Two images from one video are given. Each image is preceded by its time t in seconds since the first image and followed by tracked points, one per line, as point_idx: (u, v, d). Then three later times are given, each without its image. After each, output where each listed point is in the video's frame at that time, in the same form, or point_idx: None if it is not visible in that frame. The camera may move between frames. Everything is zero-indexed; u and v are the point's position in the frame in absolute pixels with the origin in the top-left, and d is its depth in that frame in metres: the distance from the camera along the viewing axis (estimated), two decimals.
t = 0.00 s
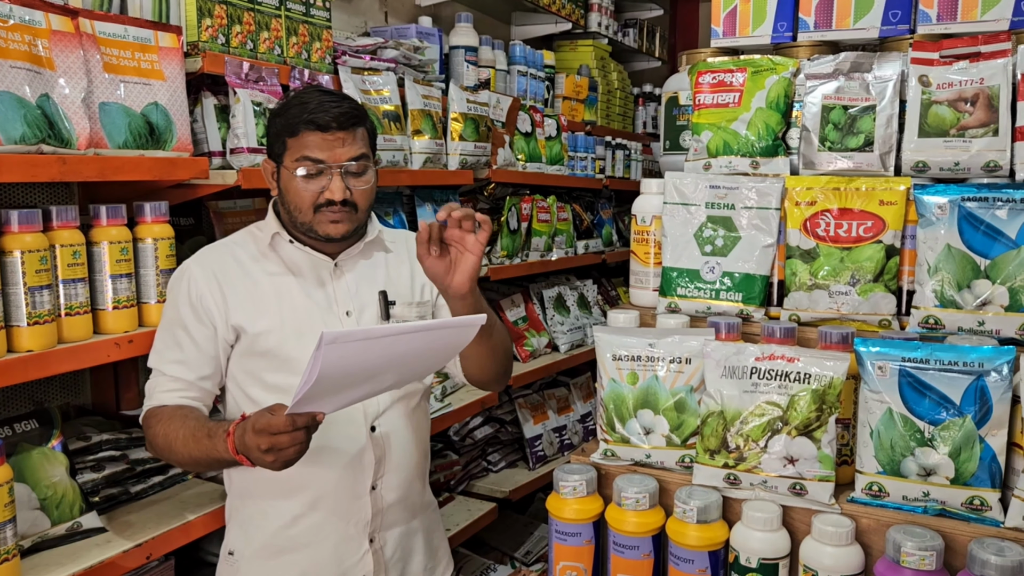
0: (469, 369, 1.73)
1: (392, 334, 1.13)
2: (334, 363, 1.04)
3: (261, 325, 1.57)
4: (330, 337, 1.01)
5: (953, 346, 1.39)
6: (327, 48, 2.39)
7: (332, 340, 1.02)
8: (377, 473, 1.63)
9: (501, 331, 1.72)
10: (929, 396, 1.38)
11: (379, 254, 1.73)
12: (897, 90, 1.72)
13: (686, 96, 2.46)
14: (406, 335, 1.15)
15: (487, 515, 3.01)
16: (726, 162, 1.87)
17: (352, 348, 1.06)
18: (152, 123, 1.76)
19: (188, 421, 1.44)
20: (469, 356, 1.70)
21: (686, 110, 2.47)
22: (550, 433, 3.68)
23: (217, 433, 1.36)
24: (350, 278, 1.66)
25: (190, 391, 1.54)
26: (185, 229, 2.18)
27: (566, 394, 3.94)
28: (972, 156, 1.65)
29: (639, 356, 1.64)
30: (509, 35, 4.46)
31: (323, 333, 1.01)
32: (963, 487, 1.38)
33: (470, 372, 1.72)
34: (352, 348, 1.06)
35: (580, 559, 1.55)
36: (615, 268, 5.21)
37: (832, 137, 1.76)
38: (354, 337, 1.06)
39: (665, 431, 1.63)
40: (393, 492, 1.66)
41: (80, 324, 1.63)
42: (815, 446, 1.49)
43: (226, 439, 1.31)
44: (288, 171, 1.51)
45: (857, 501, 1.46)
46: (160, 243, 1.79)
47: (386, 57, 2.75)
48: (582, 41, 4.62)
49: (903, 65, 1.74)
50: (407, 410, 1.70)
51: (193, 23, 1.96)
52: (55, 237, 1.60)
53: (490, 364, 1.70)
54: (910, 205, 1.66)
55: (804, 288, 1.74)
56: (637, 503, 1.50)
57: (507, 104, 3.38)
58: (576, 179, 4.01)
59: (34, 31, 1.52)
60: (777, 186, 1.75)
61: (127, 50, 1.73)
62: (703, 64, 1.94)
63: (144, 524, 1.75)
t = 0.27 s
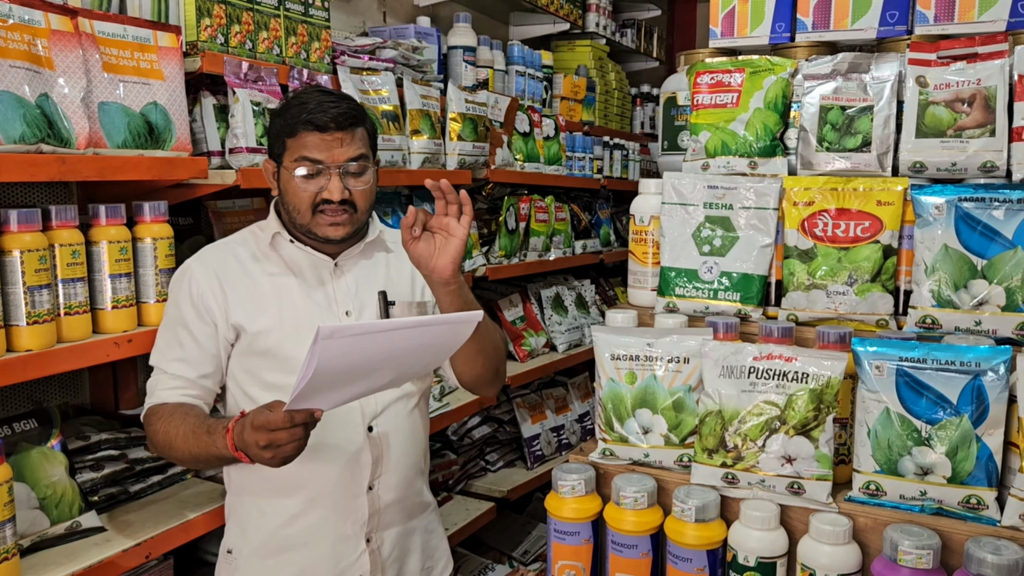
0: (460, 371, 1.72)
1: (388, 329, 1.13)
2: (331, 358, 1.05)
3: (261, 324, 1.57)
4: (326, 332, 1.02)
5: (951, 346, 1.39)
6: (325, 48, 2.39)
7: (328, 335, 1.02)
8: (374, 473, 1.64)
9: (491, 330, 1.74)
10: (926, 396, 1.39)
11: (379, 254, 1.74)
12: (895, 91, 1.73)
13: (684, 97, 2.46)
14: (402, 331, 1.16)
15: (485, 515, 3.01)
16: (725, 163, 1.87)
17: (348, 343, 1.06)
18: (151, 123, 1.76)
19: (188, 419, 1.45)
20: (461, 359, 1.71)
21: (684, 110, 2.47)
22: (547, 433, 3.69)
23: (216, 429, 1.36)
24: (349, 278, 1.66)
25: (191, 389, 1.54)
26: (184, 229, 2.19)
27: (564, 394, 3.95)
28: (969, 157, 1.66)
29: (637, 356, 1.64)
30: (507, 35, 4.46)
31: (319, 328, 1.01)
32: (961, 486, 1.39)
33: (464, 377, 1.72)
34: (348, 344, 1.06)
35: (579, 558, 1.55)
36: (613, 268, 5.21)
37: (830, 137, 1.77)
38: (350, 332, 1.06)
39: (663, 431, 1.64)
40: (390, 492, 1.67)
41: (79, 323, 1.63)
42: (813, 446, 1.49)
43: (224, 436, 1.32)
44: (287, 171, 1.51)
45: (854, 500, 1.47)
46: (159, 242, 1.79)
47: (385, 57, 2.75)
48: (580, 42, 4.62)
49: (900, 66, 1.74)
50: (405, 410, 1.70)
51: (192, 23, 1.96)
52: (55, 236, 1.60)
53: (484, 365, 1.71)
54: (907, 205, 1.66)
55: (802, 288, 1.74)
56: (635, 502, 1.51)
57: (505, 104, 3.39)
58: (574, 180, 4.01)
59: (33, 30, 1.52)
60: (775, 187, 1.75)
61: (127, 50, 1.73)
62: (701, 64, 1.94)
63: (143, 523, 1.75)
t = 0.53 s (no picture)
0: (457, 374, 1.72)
1: (388, 330, 1.13)
2: (329, 358, 1.05)
3: (261, 323, 1.57)
4: (326, 333, 1.02)
5: (949, 345, 1.40)
6: (324, 47, 2.39)
7: (327, 336, 1.02)
8: (373, 472, 1.64)
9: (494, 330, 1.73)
10: (924, 394, 1.39)
11: (379, 253, 1.74)
12: (893, 90, 1.73)
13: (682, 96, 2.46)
14: (403, 332, 1.15)
15: (483, 514, 3.01)
16: (723, 162, 1.88)
17: (348, 344, 1.06)
18: (149, 122, 1.76)
19: (187, 416, 1.45)
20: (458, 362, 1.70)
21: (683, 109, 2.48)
22: (545, 432, 3.69)
23: (214, 427, 1.36)
24: (350, 277, 1.66)
25: (190, 387, 1.54)
26: (182, 227, 2.19)
27: (562, 393, 3.95)
28: (967, 156, 1.66)
29: (636, 355, 1.64)
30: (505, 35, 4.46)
31: (318, 329, 1.01)
32: (958, 484, 1.39)
33: (458, 381, 1.73)
34: (348, 345, 1.06)
35: (577, 557, 1.55)
36: (611, 267, 5.22)
37: (828, 136, 1.77)
38: (350, 333, 1.06)
39: (662, 429, 1.64)
40: (389, 491, 1.67)
41: (77, 322, 1.63)
42: (811, 444, 1.49)
43: (223, 434, 1.32)
44: (286, 168, 1.51)
45: (852, 498, 1.47)
46: (157, 241, 1.79)
47: (383, 56, 2.75)
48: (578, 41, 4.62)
49: (898, 65, 1.74)
50: (404, 410, 1.70)
51: (190, 22, 1.96)
52: (53, 235, 1.60)
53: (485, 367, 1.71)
54: (905, 205, 1.66)
55: (800, 287, 1.74)
56: (633, 500, 1.51)
57: (503, 103, 3.39)
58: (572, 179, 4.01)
59: (32, 28, 1.52)
60: (774, 186, 1.75)
61: (125, 48, 1.73)
62: (700, 63, 1.94)
63: (141, 522, 1.75)
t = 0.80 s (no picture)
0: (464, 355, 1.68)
1: (390, 335, 1.13)
2: (332, 362, 1.04)
3: (261, 322, 1.58)
4: (328, 338, 1.01)
5: (945, 343, 1.40)
6: (321, 46, 2.39)
7: (329, 341, 1.02)
8: (373, 473, 1.64)
9: (502, 326, 1.69)
10: (921, 393, 1.40)
11: (380, 252, 1.73)
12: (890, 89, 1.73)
13: (680, 95, 2.46)
14: (405, 337, 1.15)
15: (480, 513, 3.02)
16: (720, 161, 1.88)
17: (350, 349, 1.06)
18: (147, 120, 1.76)
19: (187, 415, 1.44)
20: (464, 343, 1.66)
21: (680, 108, 2.48)
22: (543, 431, 3.69)
23: (214, 427, 1.36)
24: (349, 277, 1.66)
25: (189, 386, 1.54)
26: (180, 226, 2.19)
27: (559, 392, 3.95)
28: (963, 155, 1.67)
29: (634, 353, 1.64)
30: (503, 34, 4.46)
31: (322, 334, 1.01)
32: (955, 483, 1.39)
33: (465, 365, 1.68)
34: (350, 350, 1.06)
35: (575, 555, 1.56)
36: (608, 266, 5.22)
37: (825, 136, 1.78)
38: (353, 338, 1.05)
39: (659, 428, 1.64)
40: (389, 491, 1.67)
41: (74, 321, 1.63)
42: (808, 443, 1.49)
43: (224, 434, 1.32)
44: (286, 162, 1.52)
45: (849, 497, 1.48)
46: (155, 240, 1.79)
47: (381, 55, 2.75)
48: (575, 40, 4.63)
49: (895, 65, 1.75)
50: (404, 410, 1.70)
51: (188, 21, 1.95)
52: (50, 234, 1.60)
53: (481, 369, 1.68)
54: (902, 204, 1.67)
55: (797, 286, 1.75)
56: (631, 499, 1.51)
57: (501, 102, 3.39)
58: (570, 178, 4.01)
59: (30, 27, 1.51)
60: (771, 185, 1.76)
61: (123, 47, 1.73)
62: (697, 63, 1.95)
63: (140, 521, 1.75)
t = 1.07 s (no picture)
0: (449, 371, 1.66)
1: (384, 349, 1.12)
2: (324, 374, 1.04)
3: (256, 322, 1.57)
4: (320, 351, 1.01)
5: (940, 342, 1.41)
6: (317, 45, 2.38)
7: (321, 354, 1.01)
8: (366, 476, 1.63)
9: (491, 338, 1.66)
10: (915, 391, 1.40)
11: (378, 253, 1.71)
12: (885, 89, 1.74)
13: (676, 95, 2.47)
14: (399, 351, 1.15)
15: (476, 512, 3.02)
16: (716, 160, 1.88)
17: (343, 362, 1.05)
18: (142, 119, 1.76)
19: (183, 417, 1.44)
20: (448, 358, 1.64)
21: (676, 108, 2.48)
22: (539, 430, 3.69)
23: (210, 431, 1.36)
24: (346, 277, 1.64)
25: (186, 385, 1.54)
26: (175, 225, 2.18)
27: (555, 392, 3.95)
28: (958, 155, 1.67)
29: (629, 352, 1.65)
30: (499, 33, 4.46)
31: (314, 346, 1.01)
32: (949, 481, 1.40)
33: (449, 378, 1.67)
34: (342, 363, 1.05)
35: (571, 554, 1.56)
36: (604, 266, 5.23)
37: (820, 135, 1.78)
38: (346, 351, 1.05)
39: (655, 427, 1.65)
40: (383, 495, 1.66)
41: (70, 320, 1.63)
42: (804, 441, 1.50)
43: (218, 439, 1.32)
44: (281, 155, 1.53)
45: (844, 495, 1.48)
46: (151, 239, 1.79)
47: (376, 54, 2.75)
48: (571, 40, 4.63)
49: (890, 65, 1.76)
50: (398, 413, 1.69)
51: (184, 19, 1.95)
52: (46, 232, 1.60)
53: (465, 380, 1.66)
54: (896, 203, 1.68)
55: (793, 286, 1.75)
56: (627, 497, 1.51)
57: (497, 102, 3.39)
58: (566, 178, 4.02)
59: (25, 25, 1.51)
60: (766, 184, 1.76)
61: (118, 45, 1.72)
62: (693, 62, 1.95)
63: (136, 519, 1.75)
